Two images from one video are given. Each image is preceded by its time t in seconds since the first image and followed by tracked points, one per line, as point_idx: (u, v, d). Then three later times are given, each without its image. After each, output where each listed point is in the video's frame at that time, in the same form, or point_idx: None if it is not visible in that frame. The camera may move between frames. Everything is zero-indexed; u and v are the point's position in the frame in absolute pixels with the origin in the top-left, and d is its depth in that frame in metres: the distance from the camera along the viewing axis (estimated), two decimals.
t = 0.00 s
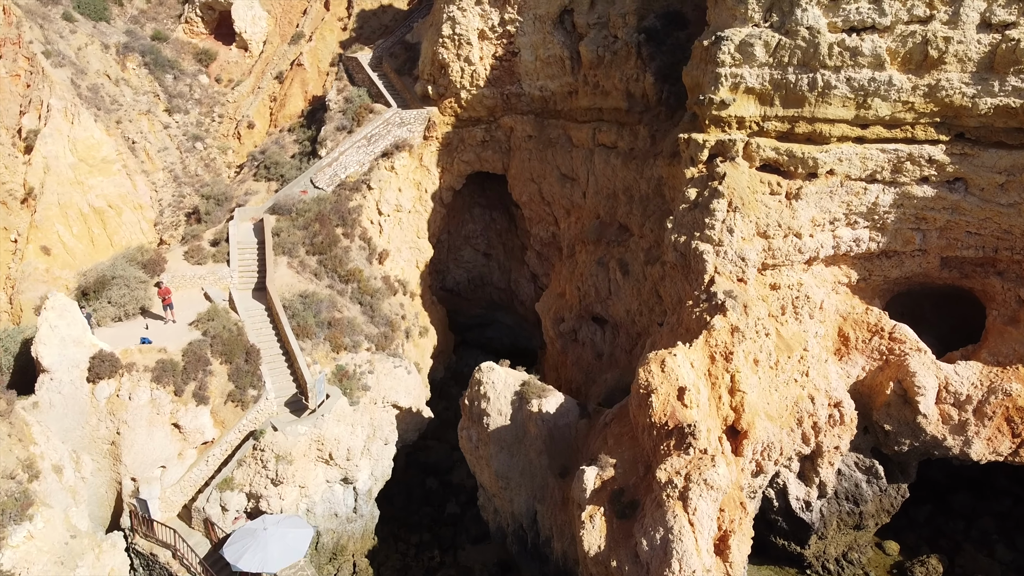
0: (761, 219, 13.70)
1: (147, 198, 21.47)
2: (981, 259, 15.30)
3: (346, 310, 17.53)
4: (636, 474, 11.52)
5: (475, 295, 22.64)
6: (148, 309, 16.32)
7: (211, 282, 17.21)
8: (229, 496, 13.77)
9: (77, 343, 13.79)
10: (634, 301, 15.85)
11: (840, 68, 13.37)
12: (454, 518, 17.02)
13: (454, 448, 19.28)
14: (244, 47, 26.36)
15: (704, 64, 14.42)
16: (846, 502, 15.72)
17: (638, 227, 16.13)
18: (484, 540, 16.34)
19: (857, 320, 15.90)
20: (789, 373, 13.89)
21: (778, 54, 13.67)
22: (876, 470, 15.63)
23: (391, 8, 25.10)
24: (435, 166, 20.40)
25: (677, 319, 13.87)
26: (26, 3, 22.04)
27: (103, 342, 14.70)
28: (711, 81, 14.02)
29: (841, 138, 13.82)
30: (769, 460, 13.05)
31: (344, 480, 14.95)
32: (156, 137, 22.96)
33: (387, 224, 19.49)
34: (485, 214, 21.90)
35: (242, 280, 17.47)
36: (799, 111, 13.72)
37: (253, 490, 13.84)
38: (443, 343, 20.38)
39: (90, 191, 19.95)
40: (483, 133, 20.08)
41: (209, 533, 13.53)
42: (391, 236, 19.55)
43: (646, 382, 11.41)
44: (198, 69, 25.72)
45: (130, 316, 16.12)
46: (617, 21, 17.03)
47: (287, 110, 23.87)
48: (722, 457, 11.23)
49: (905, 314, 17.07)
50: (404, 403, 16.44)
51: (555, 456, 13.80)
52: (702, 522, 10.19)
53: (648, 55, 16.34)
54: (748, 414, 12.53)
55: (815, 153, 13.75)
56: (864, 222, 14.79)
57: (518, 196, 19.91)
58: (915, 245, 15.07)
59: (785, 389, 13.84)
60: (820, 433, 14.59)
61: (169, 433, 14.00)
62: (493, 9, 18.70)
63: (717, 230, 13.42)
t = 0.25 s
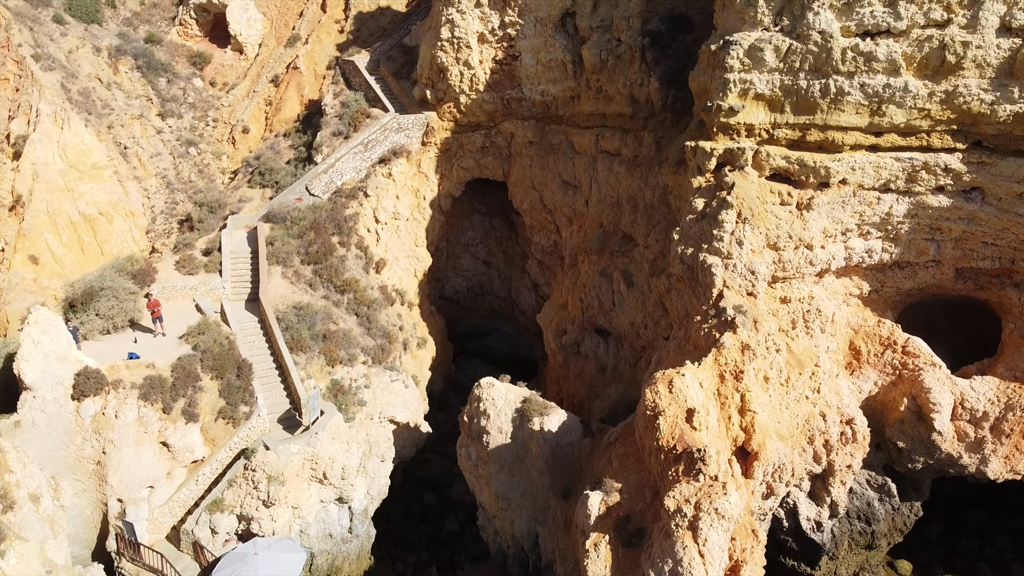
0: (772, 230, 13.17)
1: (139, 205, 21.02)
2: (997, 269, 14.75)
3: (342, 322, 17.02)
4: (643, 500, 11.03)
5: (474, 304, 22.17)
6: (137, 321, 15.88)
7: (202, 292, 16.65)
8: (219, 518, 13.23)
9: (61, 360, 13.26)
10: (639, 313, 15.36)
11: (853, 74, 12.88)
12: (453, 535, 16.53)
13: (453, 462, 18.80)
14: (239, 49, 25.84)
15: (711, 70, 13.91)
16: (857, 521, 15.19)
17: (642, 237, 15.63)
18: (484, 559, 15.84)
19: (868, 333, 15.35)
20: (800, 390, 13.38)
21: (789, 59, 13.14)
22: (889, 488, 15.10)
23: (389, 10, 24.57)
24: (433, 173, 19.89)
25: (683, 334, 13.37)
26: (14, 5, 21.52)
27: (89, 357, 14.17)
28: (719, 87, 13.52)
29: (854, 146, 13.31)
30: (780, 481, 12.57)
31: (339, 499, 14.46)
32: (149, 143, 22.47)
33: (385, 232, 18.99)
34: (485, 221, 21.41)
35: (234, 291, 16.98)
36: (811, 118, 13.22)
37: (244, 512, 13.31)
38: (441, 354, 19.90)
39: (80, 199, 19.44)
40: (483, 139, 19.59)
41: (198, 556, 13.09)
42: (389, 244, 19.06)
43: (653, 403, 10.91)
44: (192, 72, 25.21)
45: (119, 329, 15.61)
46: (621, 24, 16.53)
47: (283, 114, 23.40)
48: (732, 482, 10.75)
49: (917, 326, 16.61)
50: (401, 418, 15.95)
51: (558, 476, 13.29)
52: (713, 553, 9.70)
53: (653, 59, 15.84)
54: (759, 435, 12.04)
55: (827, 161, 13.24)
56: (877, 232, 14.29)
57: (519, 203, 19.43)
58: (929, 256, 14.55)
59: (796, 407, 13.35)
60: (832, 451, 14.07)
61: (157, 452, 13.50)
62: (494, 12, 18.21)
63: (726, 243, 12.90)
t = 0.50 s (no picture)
0: (781, 241, 12.68)
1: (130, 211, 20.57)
2: (1013, 280, 14.24)
3: (337, 333, 16.52)
4: (649, 526, 10.54)
5: (474, 312, 21.73)
6: (126, 333, 15.33)
7: (193, 302, 16.14)
8: (208, 539, 12.76)
9: (44, 375, 12.81)
10: (643, 325, 14.87)
11: (867, 79, 12.35)
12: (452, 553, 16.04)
13: (452, 475, 18.32)
14: (234, 51, 25.36)
15: (719, 74, 13.44)
16: (868, 540, 14.70)
17: (647, 246, 15.15)
18: None
19: (880, 345, 14.83)
20: (811, 407, 12.87)
21: (800, 63, 12.67)
22: (902, 506, 14.63)
23: (386, 12, 24.08)
24: (432, 178, 19.37)
25: (690, 349, 12.86)
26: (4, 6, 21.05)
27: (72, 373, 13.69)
28: (727, 92, 13.03)
29: (867, 153, 12.80)
30: (791, 503, 12.07)
31: (333, 519, 13.97)
32: (141, 147, 22.00)
33: (382, 240, 18.50)
34: (484, 228, 20.92)
35: (226, 300, 16.50)
36: (823, 124, 12.72)
37: (233, 533, 12.85)
38: (440, 364, 19.41)
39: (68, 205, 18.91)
40: (482, 144, 19.12)
41: None
42: (386, 252, 18.57)
43: (659, 425, 10.45)
44: (186, 74, 24.75)
45: (106, 341, 15.09)
46: (624, 27, 16.06)
47: (278, 118, 22.94)
48: (742, 508, 10.25)
49: (929, 336, 16.07)
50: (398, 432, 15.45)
51: (560, 496, 12.77)
52: None
53: (657, 62, 15.36)
54: (769, 456, 11.55)
55: (839, 168, 12.75)
56: (890, 241, 13.77)
57: (519, 209, 18.97)
58: (943, 266, 14.11)
59: (806, 424, 12.86)
60: (842, 469, 13.56)
61: (144, 470, 13.00)
62: (493, 14, 17.76)
63: (734, 254, 12.44)
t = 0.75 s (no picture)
0: (791, 251, 12.19)
1: (121, 217, 20.13)
2: None
3: (332, 344, 16.05)
4: (655, 553, 10.05)
5: (473, 319, 21.28)
6: (113, 344, 14.92)
7: (183, 312, 15.66)
8: (195, 561, 12.27)
9: (26, 391, 12.33)
10: (647, 337, 14.41)
11: (881, 83, 11.87)
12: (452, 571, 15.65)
13: (450, 488, 17.88)
14: (229, 53, 24.90)
15: (726, 78, 12.96)
16: (880, 559, 13.90)
17: (651, 256, 14.71)
18: None
19: (891, 358, 14.40)
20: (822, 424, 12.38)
21: (810, 67, 12.18)
22: (914, 523, 13.93)
23: (384, 13, 23.61)
24: (429, 184, 18.95)
25: (697, 364, 12.40)
26: None
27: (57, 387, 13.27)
28: (735, 96, 12.54)
29: (881, 160, 12.31)
30: (803, 524, 11.56)
31: (326, 538, 13.48)
32: (133, 151, 21.55)
33: (378, 246, 18.04)
34: (483, 234, 20.48)
35: (218, 309, 16.04)
36: (834, 130, 12.24)
37: (222, 555, 12.36)
38: (437, 374, 18.98)
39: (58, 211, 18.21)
40: (481, 148, 18.66)
41: None
42: (382, 259, 18.11)
43: (666, 446, 9.98)
44: (180, 76, 24.29)
45: (94, 352, 14.68)
46: (628, 28, 15.59)
47: (273, 121, 22.46)
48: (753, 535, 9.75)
49: (941, 348, 15.63)
50: (394, 446, 14.98)
51: (561, 516, 12.27)
52: None
53: (662, 65, 14.89)
54: (780, 477, 11.03)
55: (852, 176, 12.27)
56: (903, 250, 13.26)
57: (519, 216, 18.58)
58: (958, 276, 13.60)
59: (817, 441, 12.39)
60: (855, 487, 13.05)
61: (129, 489, 12.51)
62: (493, 15, 17.29)
63: (743, 265, 11.96)
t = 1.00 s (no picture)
0: (802, 263, 11.70)
1: (112, 222, 19.64)
2: None
3: (326, 355, 15.56)
4: None
5: (472, 327, 20.90)
6: (100, 356, 14.43)
7: (172, 323, 15.21)
8: None
9: (7, 408, 11.92)
10: (652, 349, 13.93)
11: (895, 87, 11.38)
12: None
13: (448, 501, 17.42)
14: (223, 54, 24.42)
15: (734, 81, 12.47)
16: None
17: (654, 265, 14.26)
18: None
19: (903, 370, 13.86)
20: (834, 441, 11.84)
21: (822, 70, 11.71)
22: (927, 542, 13.41)
23: (381, 13, 23.12)
24: (427, 189, 18.50)
25: (704, 380, 11.96)
26: None
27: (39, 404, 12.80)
28: (743, 101, 12.07)
29: (895, 167, 11.83)
30: (814, 548, 11.08)
31: (319, 558, 13.12)
32: (124, 155, 21.07)
33: (374, 254, 17.57)
34: (482, 240, 20.01)
35: (208, 320, 15.58)
36: (846, 136, 11.78)
37: None
38: (435, 384, 18.52)
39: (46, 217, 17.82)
40: (480, 152, 18.20)
41: None
42: (378, 266, 17.63)
43: (674, 470, 9.51)
44: (173, 78, 23.81)
45: (79, 364, 14.20)
46: (631, 30, 15.12)
47: (267, 124, 21.89)
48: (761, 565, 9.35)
49: (955, 360, 15.13)
50: (389, 461, 14.53)
51: (562, 538, 11.76)
52: None
53: (667, 68, 14.38)
54: (791, 499, 10.57)
55: (865, 185, 11.76)
56: (916, 260, 12.68)
57: (519, 222, 18.17)
58: (973, 286, 12.95)
59: (828, 458, 11.81)
60: (867, 506, 12.08)
61: (114, 509, 12.01)
62: (492, 16, 16.82)
63: (752, 277, 11.45)
